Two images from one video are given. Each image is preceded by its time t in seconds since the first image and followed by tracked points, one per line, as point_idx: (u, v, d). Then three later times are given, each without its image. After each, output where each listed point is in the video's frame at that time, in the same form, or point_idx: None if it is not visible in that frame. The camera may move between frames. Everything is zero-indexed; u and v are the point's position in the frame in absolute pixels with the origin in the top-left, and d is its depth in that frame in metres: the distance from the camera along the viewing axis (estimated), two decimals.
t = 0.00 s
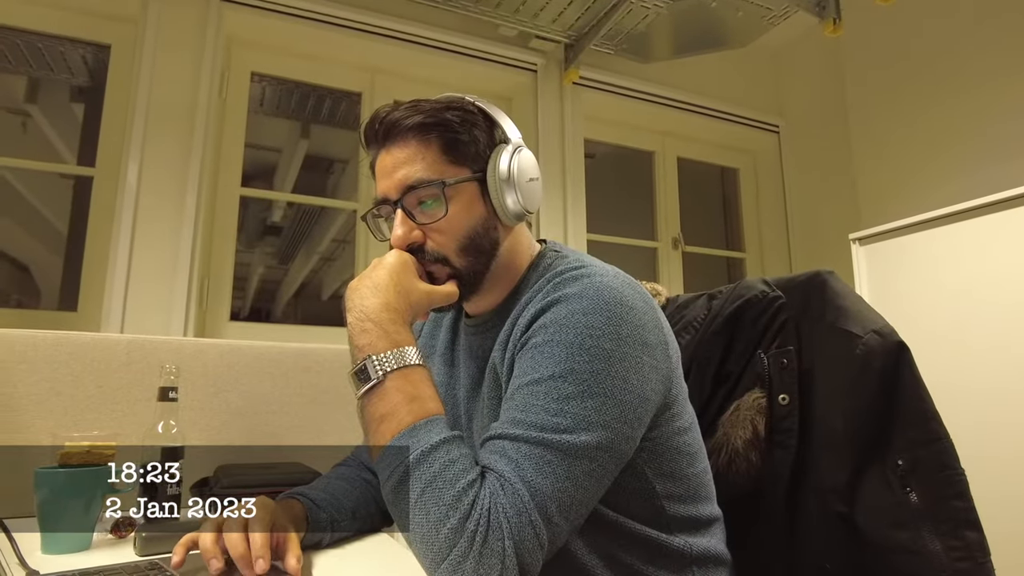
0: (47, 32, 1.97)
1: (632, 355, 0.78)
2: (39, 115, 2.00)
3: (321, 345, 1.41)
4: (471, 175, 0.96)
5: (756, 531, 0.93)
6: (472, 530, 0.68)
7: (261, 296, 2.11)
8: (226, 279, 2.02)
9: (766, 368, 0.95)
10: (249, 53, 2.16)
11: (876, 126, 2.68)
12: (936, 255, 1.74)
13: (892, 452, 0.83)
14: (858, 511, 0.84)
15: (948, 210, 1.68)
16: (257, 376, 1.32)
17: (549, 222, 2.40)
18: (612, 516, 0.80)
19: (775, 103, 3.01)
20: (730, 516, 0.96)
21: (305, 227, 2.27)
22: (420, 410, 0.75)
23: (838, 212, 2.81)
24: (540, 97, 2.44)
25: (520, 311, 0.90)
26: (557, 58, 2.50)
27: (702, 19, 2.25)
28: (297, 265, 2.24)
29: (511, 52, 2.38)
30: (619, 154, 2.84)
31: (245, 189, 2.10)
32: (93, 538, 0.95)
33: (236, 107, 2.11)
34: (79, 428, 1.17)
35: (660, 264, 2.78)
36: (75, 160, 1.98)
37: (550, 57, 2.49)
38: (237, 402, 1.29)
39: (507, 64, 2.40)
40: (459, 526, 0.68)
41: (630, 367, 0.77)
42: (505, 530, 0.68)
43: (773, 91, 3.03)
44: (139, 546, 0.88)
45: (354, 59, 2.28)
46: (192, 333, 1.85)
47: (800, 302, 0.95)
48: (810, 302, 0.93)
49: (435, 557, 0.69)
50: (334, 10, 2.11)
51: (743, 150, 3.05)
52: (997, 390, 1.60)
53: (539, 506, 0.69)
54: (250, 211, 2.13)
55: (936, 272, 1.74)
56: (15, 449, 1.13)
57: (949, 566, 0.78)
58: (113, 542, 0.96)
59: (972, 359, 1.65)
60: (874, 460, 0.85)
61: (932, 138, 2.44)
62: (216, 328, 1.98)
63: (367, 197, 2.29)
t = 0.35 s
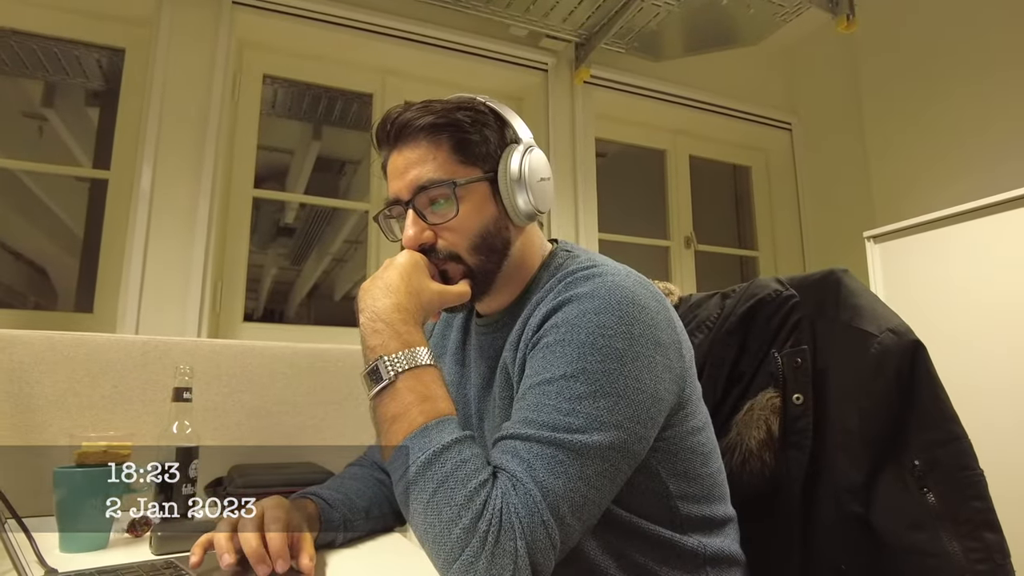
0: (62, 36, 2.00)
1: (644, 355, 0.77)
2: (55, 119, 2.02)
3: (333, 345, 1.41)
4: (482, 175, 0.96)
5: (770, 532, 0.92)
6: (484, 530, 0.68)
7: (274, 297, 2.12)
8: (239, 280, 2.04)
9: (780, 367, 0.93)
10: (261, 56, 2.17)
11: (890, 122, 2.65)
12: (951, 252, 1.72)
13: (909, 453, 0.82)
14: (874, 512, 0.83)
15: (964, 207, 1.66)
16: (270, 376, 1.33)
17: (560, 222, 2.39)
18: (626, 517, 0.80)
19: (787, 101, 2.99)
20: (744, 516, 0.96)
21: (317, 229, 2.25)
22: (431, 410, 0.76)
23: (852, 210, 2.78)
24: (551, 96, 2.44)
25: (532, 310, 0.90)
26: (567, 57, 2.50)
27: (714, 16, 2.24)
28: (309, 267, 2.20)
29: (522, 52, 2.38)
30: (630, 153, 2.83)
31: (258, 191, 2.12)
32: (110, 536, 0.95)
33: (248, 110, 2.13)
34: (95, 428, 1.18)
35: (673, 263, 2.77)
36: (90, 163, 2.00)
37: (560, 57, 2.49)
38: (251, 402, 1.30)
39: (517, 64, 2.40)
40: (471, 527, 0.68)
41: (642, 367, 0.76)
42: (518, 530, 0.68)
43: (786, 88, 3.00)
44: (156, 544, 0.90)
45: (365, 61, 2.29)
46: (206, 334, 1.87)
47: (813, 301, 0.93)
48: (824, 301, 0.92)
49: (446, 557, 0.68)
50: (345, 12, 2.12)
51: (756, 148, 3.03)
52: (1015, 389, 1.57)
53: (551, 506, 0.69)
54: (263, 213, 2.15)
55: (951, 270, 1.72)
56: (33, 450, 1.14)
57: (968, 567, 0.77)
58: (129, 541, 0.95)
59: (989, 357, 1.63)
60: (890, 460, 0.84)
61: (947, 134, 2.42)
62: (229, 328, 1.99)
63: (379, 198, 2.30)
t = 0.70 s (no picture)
0: (77, 41, 2.02)
1: (656, 355, 0.77)
2: (71, 123, 2.05)
3: (346, 345, 1.41)
4: (493, 175, 0.96)
5: (784, 532, 0.92)
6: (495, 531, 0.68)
7: (286, 298, 2.14)
8: (252, 281, 2.05)
9: (793, 366, 0.93)
10: (273, 58, 2.18)
11: (903, 119, 2.62)
12: (965, 250, 1.70)
13: (925, 453, 0.81)
14: (890, 512, 0.82)
15: (979, 204, 1.64)
16: (283, 376, 1.31)
17: (571, 221, 2.39)
18: (639, 518, 0.79)
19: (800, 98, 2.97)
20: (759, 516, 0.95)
21: (328, 230, 2.31)
22: (443, 411, 0.76)
23: (864, 208, 2.75)
24: (562, 95, 2.43)
25: (544, 310, 0.90)
26: (577, 57, 2.50)
27: (724, 14, 2.23)
28: (321, 267, 2.29)
29: (532, 51, 2.38)
30: (641, 152, 2.82)
31: (270, 193, 2.12)
32: (125, 536, 0.97)
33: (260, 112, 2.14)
34: (111, 429, 1.19)
35: (684, 261, 2.76)
36: (105, 166, 2.02)
37: (571, 56, 2.48)
38: (264, 402, 1.29)
39: (528, 63, 2.40)
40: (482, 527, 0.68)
41: (654, 367, 0.76)
42: (529, 530, 0.68)
43: (798, 85, 2.98)
44: (169, 543, 0.90)
45: (375, 62, 2.30)
46: (219, 335, 1.88)
47: (826, 300, 0.93)
48: (838, 299, 0.92)
49: (459, 558, 0.68)
50: (356, 14, 2.13)
51: (767, 146, 3.02)
52: None
53: (563, 506, 0.69)
54: (275, 214, 2.16)
55: (968, 267, 1.69)
56: (50, 449, 1.15)
57: (985, 569, 0.76)
58: (144, 539, 0.98)
59: (1005, 355, 1.61)
60: (905, 460, 0.83)
61: (962, 130, 2.39)
62: (242, 329, 2.00)
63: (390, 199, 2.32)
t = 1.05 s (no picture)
0: (91, 45, 2.04)
1: (703, 339, 0.74)
2: (86, 127, 2.08)
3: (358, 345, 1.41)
4: (495, 173, 0.95)
5: (803, 533, 0.89)
6: (644, 547, 0.62)
7: (299, 299, 2.15)
8: (266, 283, 2.06)
9: (807, 366, 0.92)
10: (285, 60, 2.20)
11: (918, 116, 2.59)
12: (982, 248, 1.68)
13: (942, 453, 0.81)
14: (907, 513, 0.81)
15: (996, 202, 1.62)
16: (296, 376, 1.32)
17: (582, 221, 2.39)
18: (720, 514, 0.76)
19: (812, 95, 2.95)
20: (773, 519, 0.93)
21: (340, 230, 2.33)
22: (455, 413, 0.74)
23: (878, 206, 2.73)
24: (572, 95, 2.43)
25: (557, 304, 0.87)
26: (588, 56, 2.49)
27: (736, 12, 2.21)
28: (332, 269, 2.29)
29: (543, 51, 2.37)
30: (652, 151, 2.82)
31: (282, 194, 2.14)
32: (141, 536, 0.98)
33: (272, 114, 2.16)
34: (126, 429, 1.20)
35: (696, 260, 2.75)
36: (119, 169, 2.04)
37: (581, 55, 2.48)
38: (277, 403, 1.29)
39: (538, 63, 2.39)
40: (628, 544, 0.62)
41: (706, 352, 0.73)
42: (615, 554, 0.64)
43: (811, 83, 2.96)
44: (181, 543, 0.90)
45: (386, 64, 2.31)
46: (233, 336, 1.90)
47: (841, 298, 0.92)
48: (853, 297, 0.90)
49: None
50: (366, 15, 2.14)
51: (779, 144, 3.00)
52: None
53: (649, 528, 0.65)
54: (288, 216, 2.18)
55: (985, 264, 1.67)
56: (67, 449, 1.16)
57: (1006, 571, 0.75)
58: (160, 539, 0.99)
59: None
60: (922, 460, 0.82)
61: (977, 127, 2.36)
62: (255, 329, 2.02)
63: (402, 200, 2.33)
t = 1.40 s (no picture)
0: (105, 49, 2.06)
1: (718, 340, 0.74)
2: (101, 131, 2.10)
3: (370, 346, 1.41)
4: (508, 177, 0.95)
5: (815, 532, 0.88)
6: (657, 546, 0.62)
7: (311, 300, 2.16)
8: (279, 284, 2.08)
9: (821, 365, 0.90)
10: (296, 62, 2.21)
11: (933, 112, 2.57)
12: (999, 245, 1.66)
13: (959, 454, 0.80)
14: (924, 514, 0.80)
15: (1014, 198, 1.60)
16: (308, 376, 1.32)
17: (593, 220, 2.38)
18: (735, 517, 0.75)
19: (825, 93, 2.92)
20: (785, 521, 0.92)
21: (352, 231, 2.34)
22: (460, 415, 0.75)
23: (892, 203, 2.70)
24: (582, 94, 2.42)
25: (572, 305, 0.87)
26: (598, 55, 2.49)
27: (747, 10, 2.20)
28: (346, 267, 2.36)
29: (553, 51, 2.37)
30: (662, 150, 2.81)
31: (294, 195, 2.15)
32: (156, 535, 0.99)
33: (284, 115, 2.17)
34: (141, 429, 1.20)
35: (708, 259, 2.73)
36: (133, 172, 2.06)
37: (591, 54, 2.47)
38: (290, 403, 1.30)
39: (548, 63, 2.39)
40: (641, 544, 0.62)
41: (721, 352, 0.73)
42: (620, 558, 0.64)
43: (823, 80, 2.94)
44: (195, 543, 0.90)
45: (396, 65, 2.32)
46: (245, 337, 1.91)
47: (855, 297, 0.91)
48: (866, 298, 0.90)
49: None
50: (377, 17, 2.14)
51: (791, 142, 2.98)
52: None
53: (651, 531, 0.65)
54: (300, 217, 2.19)
55: (1003, 261, 1.65)
56: (83, 449, 1.17)
57: None
58: (174, 538, 0.99)
59: None
60: (939, 460, 0.81)
61: (993, 123, 2.33)
62: (268, 330, 2.03)
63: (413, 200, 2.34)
